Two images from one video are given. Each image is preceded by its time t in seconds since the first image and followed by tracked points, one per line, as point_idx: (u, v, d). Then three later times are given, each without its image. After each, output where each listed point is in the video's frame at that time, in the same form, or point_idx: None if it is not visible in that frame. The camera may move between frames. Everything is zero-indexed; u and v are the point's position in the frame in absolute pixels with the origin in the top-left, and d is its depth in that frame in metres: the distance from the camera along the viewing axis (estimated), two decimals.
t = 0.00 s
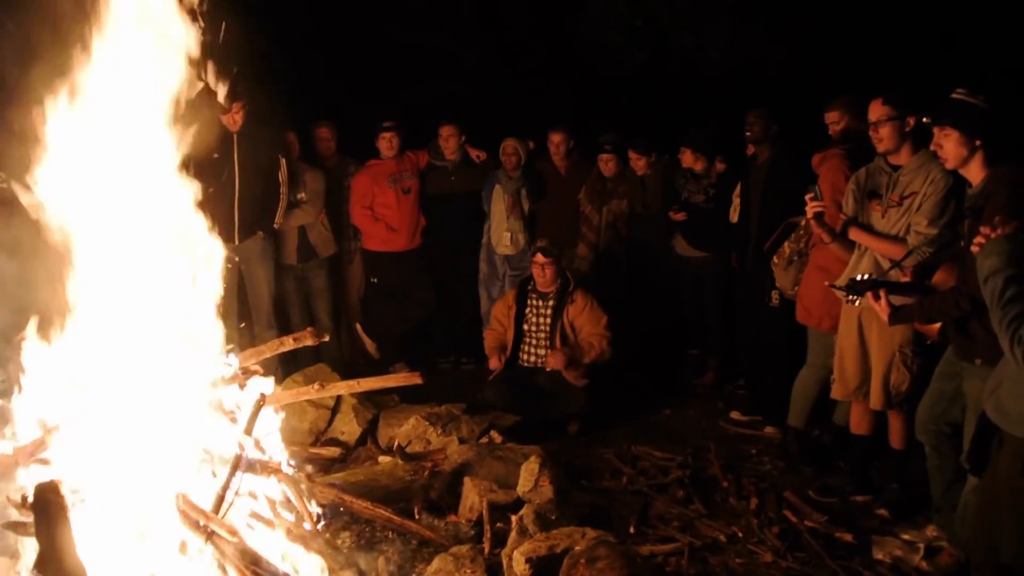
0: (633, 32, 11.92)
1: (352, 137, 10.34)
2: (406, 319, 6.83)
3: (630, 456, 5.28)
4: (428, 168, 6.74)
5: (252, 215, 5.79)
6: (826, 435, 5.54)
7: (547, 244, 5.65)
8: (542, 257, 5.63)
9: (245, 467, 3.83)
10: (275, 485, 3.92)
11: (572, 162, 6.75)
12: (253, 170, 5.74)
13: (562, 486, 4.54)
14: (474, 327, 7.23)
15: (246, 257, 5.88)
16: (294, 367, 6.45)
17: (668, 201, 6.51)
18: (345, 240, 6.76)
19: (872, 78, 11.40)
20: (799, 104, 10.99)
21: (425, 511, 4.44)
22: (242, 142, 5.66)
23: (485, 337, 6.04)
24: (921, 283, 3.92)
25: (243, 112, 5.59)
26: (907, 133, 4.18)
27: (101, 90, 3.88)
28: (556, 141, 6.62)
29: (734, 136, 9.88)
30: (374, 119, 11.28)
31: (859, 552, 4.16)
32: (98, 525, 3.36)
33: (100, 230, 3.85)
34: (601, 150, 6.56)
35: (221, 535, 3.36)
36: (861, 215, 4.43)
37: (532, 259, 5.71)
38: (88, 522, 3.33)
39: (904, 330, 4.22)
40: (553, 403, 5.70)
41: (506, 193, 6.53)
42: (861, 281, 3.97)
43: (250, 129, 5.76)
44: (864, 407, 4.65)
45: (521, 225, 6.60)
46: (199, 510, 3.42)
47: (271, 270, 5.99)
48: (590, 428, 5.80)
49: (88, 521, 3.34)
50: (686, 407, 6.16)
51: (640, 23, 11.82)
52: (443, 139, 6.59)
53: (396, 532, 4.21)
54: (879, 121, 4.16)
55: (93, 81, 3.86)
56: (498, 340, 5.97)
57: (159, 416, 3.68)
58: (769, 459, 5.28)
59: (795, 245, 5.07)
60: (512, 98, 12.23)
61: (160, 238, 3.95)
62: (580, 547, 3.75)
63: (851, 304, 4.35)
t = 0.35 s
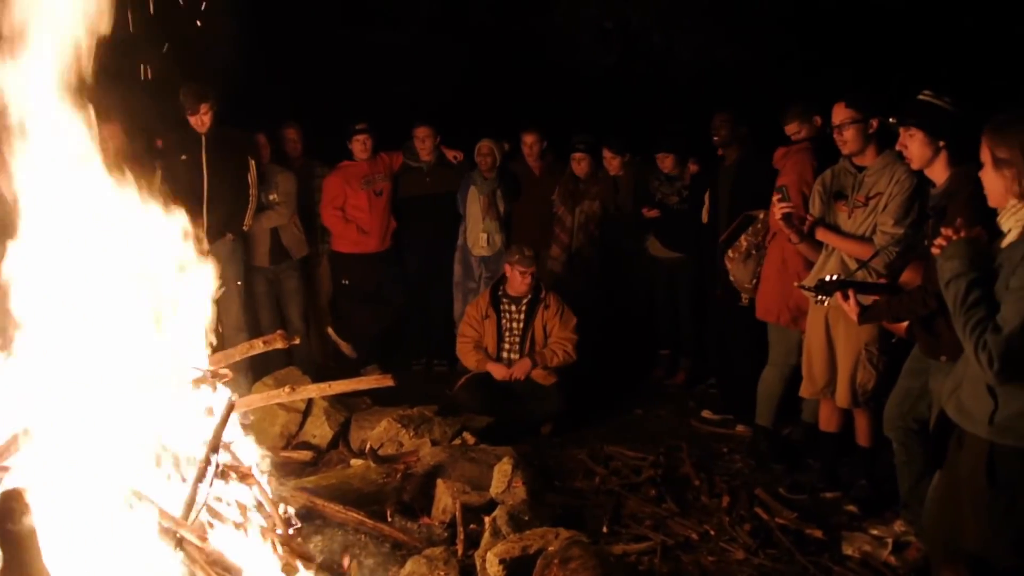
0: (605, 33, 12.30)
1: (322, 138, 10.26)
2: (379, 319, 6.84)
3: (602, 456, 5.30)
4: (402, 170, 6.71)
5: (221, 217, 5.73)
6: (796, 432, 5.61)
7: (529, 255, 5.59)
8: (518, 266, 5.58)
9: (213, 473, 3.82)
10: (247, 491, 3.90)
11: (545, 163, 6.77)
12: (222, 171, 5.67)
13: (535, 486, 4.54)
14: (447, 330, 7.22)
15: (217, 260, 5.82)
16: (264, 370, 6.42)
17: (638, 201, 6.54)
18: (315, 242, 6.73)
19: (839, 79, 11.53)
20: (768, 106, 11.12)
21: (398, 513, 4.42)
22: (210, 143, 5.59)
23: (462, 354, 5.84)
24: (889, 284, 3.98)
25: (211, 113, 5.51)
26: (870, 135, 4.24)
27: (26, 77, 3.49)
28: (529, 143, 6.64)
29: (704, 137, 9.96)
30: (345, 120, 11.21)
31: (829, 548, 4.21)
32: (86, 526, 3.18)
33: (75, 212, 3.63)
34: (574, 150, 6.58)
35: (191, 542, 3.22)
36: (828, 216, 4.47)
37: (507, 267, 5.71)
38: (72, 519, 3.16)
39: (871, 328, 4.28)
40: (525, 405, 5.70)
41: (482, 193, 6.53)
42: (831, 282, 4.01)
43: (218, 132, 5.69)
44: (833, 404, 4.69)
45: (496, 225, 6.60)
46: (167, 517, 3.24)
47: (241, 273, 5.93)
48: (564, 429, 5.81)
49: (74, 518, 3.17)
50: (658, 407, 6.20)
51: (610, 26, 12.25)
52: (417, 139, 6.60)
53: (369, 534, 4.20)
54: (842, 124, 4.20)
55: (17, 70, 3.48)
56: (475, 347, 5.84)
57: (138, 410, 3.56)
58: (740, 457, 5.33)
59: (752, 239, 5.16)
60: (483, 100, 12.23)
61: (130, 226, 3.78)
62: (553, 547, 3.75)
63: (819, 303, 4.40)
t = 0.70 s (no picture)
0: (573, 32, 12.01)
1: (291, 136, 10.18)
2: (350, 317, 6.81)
3: (573, 453, 5.32)
4: (377, 168, 6.69)
5: (189, 215, 5.67)
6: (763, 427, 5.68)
7: (492, 257, 5.59)
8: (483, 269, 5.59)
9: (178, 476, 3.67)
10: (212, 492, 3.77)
11: (518, 159, 6.78)
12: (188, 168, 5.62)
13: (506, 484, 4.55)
14: (418, 329, 7.21)
15: (182, 259, 5.76)
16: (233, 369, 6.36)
17: (610, 197, 6.55)
18: (285, 240, 6.68)
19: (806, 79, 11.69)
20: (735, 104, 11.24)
21: (368, 513, 4.39)
22: (175, 140, 5.55)
23: (432, 351, 5.87)
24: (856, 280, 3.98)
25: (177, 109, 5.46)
26: (835, 134, 4.31)
27: None
28: (501, 139, 6.64)
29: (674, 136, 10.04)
30: (314, 117, 11.12)
31: (798, 541, 4.26)
32: (43, 543, 3.02)
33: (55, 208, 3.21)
34: (546, 146, 6.63)
35: (158, 543, 3.17)
36: (793, 214, 4.54)
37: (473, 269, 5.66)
38: (30, 534, 3.01)
39: (835, 324, 4.33)
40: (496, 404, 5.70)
41: (454, 190, 6.53)
42: (798, 277, 4.00)
43: (186, 129, 5.63)
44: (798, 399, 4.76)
45: (469, 222, 6.59)
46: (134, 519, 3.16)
47: (207, 272, 5.86)
48: (535, 426, 5.81)
49: (37, 532, 3.02)
50: (629, 403, 6.24)
51: (579, 23, 11.94)
52: (394, 135, 6.57)
53: (340, 534, 4.18)
54: (808, 123, 4.28)
55: None
56: (444, 345, 5.86)
57: (120, 412, 3.42)
58: (710, 452, 5.38)
59: (715, 231, 5.22)
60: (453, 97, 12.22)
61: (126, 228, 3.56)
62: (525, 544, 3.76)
63: (783, 299, 4.47)
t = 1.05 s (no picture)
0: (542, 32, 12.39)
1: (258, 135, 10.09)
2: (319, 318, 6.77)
3: (544, 452, 5.34)
4: (346, 167, 6.67)
5: (155, 216, 5.59)
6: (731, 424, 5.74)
7: (453, 259, 5.51)
8: (440, 270, 5.51)
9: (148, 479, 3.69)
10: (182, 496, 3.81)
11: (487, 159, 6.79)
12: (155, 167, 5.54)
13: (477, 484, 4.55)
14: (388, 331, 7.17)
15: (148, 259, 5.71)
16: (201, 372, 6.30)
17: (581, 197, 6.55)
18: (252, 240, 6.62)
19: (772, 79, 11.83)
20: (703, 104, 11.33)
21: (338, 515, 4.39)
22: (141, 141, 5.45)
23: (403, 353, 5.84)
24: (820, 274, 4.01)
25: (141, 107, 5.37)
26: (811, 132, 4.36)
27: None
28: (473, 137, 6.66)
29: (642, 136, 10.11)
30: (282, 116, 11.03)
31: (766, 536, 4.31)
32: None
33: None
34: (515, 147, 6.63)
35: (124, 551, 3.22)
36: (766, 212, 4.58)
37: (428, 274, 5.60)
38: None
39: (808, 319, 4.41)
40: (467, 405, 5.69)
41: (423, 189, 6.49)
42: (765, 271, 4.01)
43: (152, 127, 5.56)
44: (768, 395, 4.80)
45: (439, 221, 6.54)
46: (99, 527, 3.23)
47: (173, 271, 5.81)
48: (505, 426, 5.82)
49: None
50: (599, 401, 6.26)
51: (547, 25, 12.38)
52: (365, 132, 6.56)
53: (310, 536, 4.16)
54: (785, 117, 4.33)
55: None
56: (414, 345, 5.83)
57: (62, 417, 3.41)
58: (679, 449, 5.42)
59: (675, 233, 5.24)
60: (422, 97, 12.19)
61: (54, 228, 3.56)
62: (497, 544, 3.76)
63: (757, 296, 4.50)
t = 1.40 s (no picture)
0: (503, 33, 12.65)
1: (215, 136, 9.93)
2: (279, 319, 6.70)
3: (507, 452, 5.34)
4: (297, 167, 6.60)
5: (108, 218, 5.47)
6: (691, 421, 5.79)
7: (411, 258, 5.49)
8: (400, 272, 5.46)
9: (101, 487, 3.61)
10: (141, 502, 3.71)
11: (443, 159, 6.75)
12: (106, 168, 5.44)
13: (439, 484, 4.53)
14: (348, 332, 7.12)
15: (101, 262, 5.56)
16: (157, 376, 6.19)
17: (540, 196, 6.59)
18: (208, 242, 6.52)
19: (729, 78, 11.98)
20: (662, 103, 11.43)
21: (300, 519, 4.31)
22: (93, 142, 5.35)
23: (361, 354, 5.80)
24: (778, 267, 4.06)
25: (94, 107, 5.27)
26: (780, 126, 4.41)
27: None
28: (427, 136, 6.59)
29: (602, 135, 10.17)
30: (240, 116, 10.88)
31: (728, 530, 4.36)
32: None
33: None
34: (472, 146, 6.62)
35: (79, 557, 3.12)
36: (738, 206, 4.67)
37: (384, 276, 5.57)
38: None
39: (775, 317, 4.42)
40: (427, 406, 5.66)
41: (375, 189, 6.46)
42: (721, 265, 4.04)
43: (103, 127, 5.44)
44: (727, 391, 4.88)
45: (391, 222, 6.52)
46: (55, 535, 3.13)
47: (128, 274, 5.69)
48: (467, 426, 5.81)
49: None
50: (560, 400, 6.29)
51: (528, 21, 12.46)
52: (313, 132, 6.51)
53: (271, 541, 4.12)
54: (759, 106, 4.41)
55: None
56: (373, 347, 5.80)
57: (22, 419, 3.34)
58: (641, 446, 5.46)
59: (638, 237, 5.34)
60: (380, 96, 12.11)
61: None
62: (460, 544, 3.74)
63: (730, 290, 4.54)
